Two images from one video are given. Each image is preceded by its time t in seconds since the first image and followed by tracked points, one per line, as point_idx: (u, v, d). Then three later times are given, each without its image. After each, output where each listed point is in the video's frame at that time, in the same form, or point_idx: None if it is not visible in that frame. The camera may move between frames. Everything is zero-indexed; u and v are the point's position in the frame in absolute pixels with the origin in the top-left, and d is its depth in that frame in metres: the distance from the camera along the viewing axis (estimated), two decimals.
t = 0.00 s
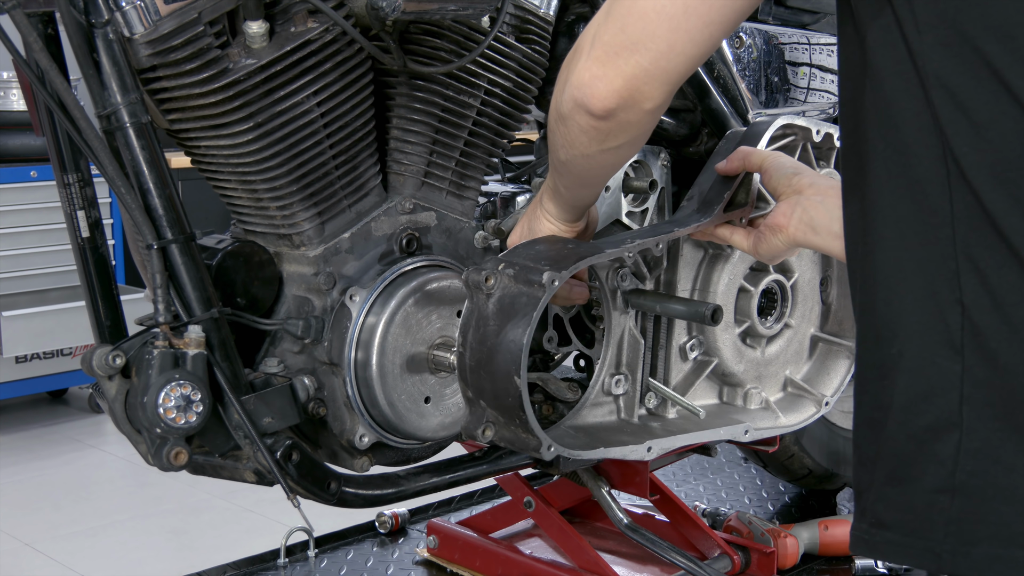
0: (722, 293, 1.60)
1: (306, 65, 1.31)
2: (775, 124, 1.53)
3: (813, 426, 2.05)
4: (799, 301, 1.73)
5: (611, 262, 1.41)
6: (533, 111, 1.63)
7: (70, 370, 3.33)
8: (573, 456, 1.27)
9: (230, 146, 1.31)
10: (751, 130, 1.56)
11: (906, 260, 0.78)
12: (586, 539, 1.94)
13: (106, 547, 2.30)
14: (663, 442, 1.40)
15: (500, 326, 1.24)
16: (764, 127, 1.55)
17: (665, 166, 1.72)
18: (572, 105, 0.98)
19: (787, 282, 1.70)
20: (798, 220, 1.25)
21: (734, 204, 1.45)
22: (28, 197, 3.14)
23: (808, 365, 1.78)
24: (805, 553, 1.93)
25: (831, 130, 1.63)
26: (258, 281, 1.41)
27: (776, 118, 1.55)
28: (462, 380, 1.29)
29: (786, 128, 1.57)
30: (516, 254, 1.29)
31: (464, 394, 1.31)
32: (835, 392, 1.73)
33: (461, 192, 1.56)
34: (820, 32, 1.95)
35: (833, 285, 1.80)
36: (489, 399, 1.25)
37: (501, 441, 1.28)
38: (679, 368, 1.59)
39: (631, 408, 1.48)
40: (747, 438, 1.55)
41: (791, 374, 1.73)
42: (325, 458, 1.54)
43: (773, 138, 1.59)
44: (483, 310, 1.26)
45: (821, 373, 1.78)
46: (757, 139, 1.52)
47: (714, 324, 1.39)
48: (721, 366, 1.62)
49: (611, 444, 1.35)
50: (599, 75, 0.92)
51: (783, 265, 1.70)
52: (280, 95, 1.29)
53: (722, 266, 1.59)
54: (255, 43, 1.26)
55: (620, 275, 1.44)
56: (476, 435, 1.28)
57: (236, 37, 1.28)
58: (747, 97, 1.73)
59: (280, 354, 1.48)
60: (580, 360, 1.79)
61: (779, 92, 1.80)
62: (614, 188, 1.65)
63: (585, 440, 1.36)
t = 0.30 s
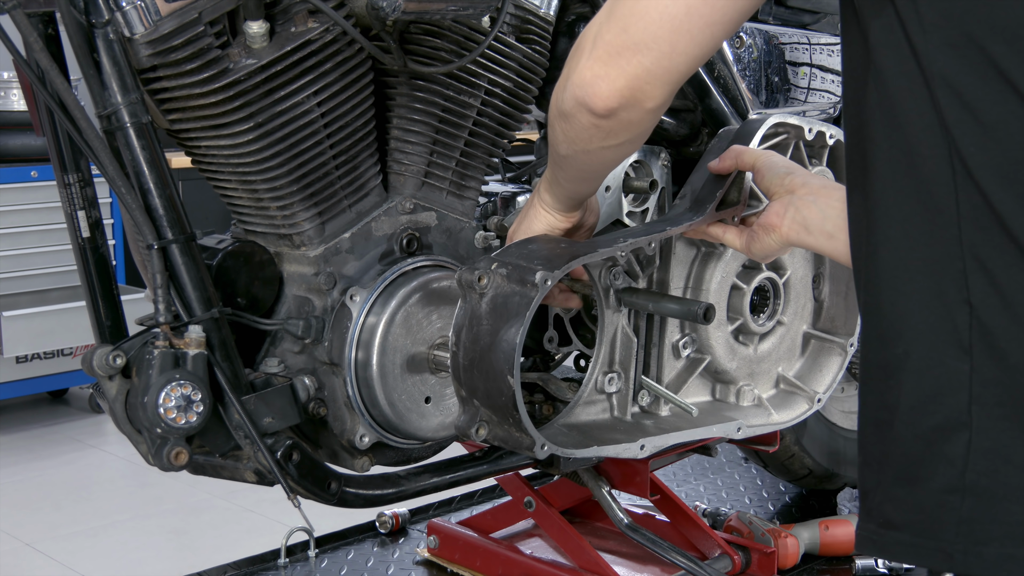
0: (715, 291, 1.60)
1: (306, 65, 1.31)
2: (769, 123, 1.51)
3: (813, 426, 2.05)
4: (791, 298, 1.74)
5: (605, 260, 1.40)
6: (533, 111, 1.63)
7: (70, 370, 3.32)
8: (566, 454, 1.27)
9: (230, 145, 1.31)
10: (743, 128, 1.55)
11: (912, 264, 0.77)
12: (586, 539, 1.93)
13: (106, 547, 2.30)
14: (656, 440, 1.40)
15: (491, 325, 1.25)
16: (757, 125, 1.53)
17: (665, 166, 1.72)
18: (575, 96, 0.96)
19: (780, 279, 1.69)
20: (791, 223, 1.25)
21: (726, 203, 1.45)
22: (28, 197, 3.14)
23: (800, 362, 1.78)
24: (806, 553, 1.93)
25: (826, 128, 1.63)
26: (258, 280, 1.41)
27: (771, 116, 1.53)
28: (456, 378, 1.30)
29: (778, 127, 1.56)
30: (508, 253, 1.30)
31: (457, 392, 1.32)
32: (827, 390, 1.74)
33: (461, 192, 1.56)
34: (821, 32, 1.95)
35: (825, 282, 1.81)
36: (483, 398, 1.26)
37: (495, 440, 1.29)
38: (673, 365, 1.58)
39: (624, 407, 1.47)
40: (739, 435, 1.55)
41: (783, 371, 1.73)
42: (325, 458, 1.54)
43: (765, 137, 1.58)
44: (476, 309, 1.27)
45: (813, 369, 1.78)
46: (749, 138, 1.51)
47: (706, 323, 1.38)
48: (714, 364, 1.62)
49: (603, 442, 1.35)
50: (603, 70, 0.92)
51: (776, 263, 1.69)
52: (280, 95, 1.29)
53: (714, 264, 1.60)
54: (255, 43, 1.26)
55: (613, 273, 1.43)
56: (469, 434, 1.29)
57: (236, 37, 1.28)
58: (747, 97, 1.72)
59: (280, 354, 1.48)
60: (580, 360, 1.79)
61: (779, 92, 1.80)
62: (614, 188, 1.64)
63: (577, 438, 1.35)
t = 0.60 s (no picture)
0: (710, 297, 1.59)
1: (306, 65, 1.31)
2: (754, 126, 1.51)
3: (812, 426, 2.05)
4: (788, 299, 1.74)
5: (597, 276, 1.40)
6: (533, 112, 1.63)
7: (70, 370, 3.32)
8: (567, 471, 1.31)
9: (230, 145, 1.31)
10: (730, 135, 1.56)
11: (946, 282, 0.59)
12: (586, 539, 1.94)
13: (106, 547, 2.30)
14: (657, 450, 1.41)
15: (484, 347, 1.28)
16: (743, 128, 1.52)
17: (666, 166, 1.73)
18: (687, 185, 0.60)
19: (775, 281, 1.69)
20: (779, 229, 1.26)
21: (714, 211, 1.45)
22: (28, 197, 3.14)
23: (799, 362, 1.79)
24: (805, 552, 1.93)
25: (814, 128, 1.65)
26: (258, 281, 1.41)
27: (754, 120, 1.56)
28: (454, 402, 1.33)
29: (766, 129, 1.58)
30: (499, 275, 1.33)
31: (455, 414, 1.35)
32: (828, 388, 1.73)
33: (461, 192, 1.56)
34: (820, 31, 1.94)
35: (821, 280, 1.81)
36: (481, 419, 1.29)
37: (495, 461, 1.32)
38: (671, 373, 1.58)
39: (624, 418, 1.48)
40: (742, 439, 1.56)
41: (784, 371, 1.73)
42: (325, 458, 1.54)
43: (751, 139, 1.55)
44: (470, 333, 1.31)
45: (813, 369, 1.79)
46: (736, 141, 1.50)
47: (702, 332, 1.40)
48: (713, 369, 1.62)
49: (604, 457, 1.37)
50: (714, 161, 0.57)
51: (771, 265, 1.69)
52: (280, 95, 1.29)
53: (709, 270, 1.58)
54: (255, 43, 1.26)
55: (607, 287, 1.43)
56: (470, 455, 1.32)
57: (236, 37, 1.28)
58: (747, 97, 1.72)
59: (280, 354, 1.48)
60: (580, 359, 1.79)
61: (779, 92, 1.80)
62: (614, 188, 1.65)
63: (577, 454, 1.38)
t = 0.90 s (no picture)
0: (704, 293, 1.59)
1: (306, 65, 1.31)
2: (743, 122, 1.47)
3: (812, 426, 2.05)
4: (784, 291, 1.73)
5: (586, 278, 1.41)
6: (533, 112, 1.63)
7: (70, 370, 3.32)
8: (562, 474, 1.30)
9: (230, 145, 1.31)
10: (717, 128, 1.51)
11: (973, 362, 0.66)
12: (585, 539, 1.94)
13: (106, 547, 2.30)
14: (652, 450, 1.40)
15: (471, 354, 1.28)
16: (731, 123, 1.48)
17: (665, 166, 1.72)
18: (728, 349, 0.67)
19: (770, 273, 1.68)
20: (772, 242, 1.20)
21: (704, 209, 1.42)
22: (28, 197, 3.14)
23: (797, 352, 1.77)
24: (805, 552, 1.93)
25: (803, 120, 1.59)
26: (258, 281, 1.41)
27: (742, 116, 1.49)
28: (444, 409, 1.33)
29: (752, 125, 1.51)
30: (487, 283, 1.32)
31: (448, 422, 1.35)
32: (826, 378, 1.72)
33: (461, 192, 1.56)
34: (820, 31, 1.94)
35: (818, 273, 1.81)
36: (472, 427, 1.30)
37: (487, 468, 1.32)
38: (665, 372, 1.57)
39: (618, 418, 1.48)
40: (737, 435, 1.56)
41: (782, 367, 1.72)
42: (325, 458, 1.54)
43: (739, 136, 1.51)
44: (458, 341, 1.30)
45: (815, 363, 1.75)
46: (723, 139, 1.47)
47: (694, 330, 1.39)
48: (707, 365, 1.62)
49: (597, 458, 1.37)
50: (750, 329, 0.65)
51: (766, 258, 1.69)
52: (280, 95, 1.29)
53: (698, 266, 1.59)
54: (255, 43, 1.26)
55: (596, 288, 1.43)
56: (463, 462, 1.33)
57: (237, 37, 1.28)
58: (747, 97, 1.72)
59: (280, 354, 1.48)
60: (580, 360, 1.80)
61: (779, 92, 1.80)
62: (614, 187, 1.65)
63: (571, 456, 1.38)
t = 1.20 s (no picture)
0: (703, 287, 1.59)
1: (306, 66, 1.30)
2: (731, 109, 1.46)
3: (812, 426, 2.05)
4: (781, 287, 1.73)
5: (580, 268, 1.42)
6: (533, 112, 1.63)
7: (70, 370, 3.32)
8: (564, 464, 1.30)
9: (230, 146, 1.31)
10: (705, 119, 1.49)
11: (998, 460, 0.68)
12: (586, 539, 1.94)
13: (106, 547, 2.30)
14: (655, 440, 1.41)
15: (467, 341, 1.29)
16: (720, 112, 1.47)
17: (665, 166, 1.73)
18: (757, 414, 0.67)
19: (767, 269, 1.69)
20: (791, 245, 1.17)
21: (696, 196, 1.44)
22: (28, 197, 3.14)
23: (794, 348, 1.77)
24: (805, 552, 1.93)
25: (790, 109, 1.58)
26: (258, 281, 1.41)
27: (731, 105, 1.47)
28: (444, 402, 1.33)
29: (740, 114, 1.51)
30: (480, 272, 1.33)
31: (447, 415, 1.35)
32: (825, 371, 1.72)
33: (461, 192, 1.56)
34: (821, 32, 1.95)
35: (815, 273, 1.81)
36: (472, 417, 1.29)
37: (489, 458, 1.32)
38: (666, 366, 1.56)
39: (621, 413, 1.49)
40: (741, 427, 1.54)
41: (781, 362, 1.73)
42: (325, 458, 1.54)
43: (728, 126, 1.53)
44: (454, 330, 1.31)
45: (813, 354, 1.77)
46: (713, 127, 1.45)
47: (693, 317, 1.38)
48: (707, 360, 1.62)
49: (602, 449, 1.36)
50: (783, 402, 0.64)
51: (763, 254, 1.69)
52: (280, 95, 1.29)
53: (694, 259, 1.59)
54: (255, 43, 1.26)
55: (592, 279, 1.44)
56: (464, 455, 1.33)
57: (237, 37, 1.28)
58: (747, 97, 1.73)
59: (280, 354, 1.48)
60: (580, 360, 1.80)
61: (778, 92, 1.80)
62: (614, 187, 1.65)
63: (575, 448, 1.37)
